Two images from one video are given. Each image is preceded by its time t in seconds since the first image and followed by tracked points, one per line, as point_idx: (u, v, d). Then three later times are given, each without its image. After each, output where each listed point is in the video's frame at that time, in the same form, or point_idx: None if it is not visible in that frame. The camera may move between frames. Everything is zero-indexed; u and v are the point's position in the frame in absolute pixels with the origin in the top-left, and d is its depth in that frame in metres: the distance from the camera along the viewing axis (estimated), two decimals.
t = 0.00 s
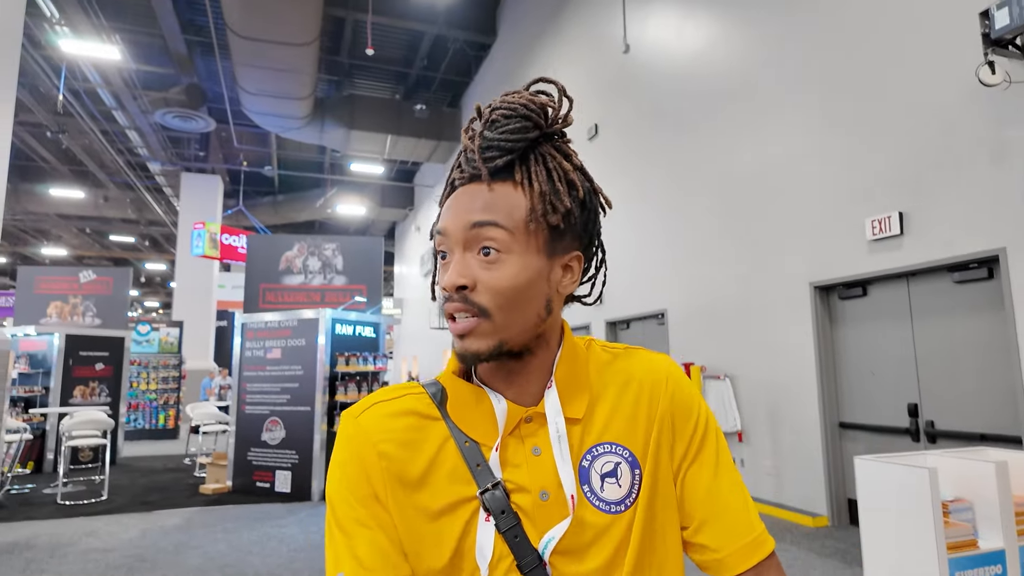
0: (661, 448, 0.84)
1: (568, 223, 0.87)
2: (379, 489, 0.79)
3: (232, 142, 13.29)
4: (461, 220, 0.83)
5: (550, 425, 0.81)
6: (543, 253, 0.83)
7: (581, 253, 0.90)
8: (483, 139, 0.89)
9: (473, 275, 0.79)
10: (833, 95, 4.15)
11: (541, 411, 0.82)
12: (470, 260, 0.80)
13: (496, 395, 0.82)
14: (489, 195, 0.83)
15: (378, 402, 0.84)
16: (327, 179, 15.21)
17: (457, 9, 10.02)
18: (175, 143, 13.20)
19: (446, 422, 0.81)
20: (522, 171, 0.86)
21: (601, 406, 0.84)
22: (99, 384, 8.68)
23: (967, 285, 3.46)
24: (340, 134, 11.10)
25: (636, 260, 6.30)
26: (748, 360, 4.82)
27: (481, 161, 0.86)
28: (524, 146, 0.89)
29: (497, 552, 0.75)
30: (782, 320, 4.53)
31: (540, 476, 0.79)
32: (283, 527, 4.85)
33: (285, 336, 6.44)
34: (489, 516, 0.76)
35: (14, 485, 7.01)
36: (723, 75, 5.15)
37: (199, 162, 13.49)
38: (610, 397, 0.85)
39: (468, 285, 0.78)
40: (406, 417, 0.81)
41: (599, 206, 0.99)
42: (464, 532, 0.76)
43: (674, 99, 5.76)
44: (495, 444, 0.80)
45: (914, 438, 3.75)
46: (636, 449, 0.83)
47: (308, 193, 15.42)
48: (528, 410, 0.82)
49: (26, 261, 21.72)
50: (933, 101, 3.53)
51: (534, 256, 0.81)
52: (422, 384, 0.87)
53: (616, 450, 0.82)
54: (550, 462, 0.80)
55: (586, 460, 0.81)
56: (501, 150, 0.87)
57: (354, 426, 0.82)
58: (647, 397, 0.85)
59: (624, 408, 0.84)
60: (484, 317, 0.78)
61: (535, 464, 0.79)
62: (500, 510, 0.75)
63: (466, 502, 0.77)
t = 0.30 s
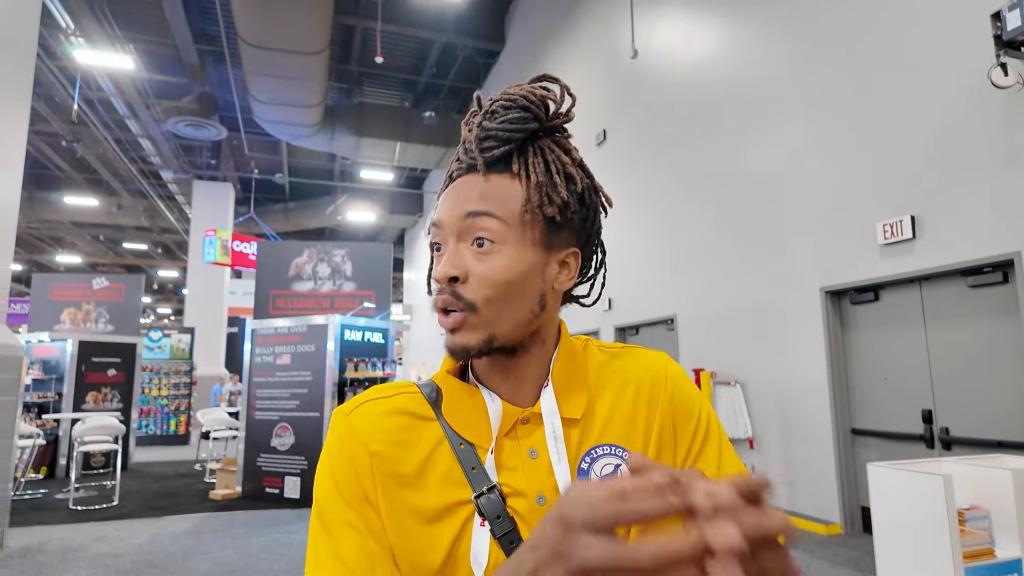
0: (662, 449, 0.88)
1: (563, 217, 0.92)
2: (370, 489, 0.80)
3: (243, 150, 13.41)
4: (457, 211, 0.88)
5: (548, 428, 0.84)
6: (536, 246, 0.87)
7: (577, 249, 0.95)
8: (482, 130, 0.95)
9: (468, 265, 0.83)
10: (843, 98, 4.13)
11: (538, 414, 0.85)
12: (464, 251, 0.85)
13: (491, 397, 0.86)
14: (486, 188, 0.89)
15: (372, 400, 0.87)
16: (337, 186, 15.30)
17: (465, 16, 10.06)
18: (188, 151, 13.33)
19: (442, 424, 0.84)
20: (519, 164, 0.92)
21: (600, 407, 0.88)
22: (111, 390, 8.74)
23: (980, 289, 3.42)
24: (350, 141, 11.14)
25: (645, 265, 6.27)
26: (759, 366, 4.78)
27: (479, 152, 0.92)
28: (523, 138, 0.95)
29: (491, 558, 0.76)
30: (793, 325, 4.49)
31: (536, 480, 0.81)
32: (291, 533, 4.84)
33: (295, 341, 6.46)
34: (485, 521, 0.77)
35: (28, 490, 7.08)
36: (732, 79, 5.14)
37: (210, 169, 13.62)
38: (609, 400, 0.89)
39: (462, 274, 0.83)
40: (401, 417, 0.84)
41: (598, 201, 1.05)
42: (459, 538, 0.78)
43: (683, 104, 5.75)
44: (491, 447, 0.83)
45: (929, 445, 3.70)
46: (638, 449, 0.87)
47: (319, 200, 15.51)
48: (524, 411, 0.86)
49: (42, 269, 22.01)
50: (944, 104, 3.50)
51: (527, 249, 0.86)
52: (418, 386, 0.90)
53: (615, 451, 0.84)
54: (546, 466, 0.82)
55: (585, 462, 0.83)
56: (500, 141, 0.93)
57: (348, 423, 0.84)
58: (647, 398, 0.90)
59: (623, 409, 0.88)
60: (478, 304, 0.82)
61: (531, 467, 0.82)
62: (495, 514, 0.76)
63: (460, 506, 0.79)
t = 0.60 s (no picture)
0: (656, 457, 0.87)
1: (559, 216, 0.92)
2: (370, 490, 0.82)
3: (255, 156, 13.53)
4: (452, 211, 0.88)
5: (546, 431, 0.85)
6: (531, 245, 0.87)
7: (574, 248, 0.95)
8: (476, 131, 0.95)
9: (463, 266, 0.84)
10: (852, 100, 4.11)
11: (537, 417, 0.86)
12: (460, 252, 0.85)
13: (489, 400, 0.86)
14: (481, 188, 0.89)
15: (372, 397, 0.88)
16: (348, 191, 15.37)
17: (474, 22, 10.09)
18: (200, 157, 13.47)
19: (440, 425, 0.85)
20: (513, 162, 0.92)
21: (599, 412, 0.88)
22: (124, 394, 8.81)
23: (995, 292, 3.37)
24: (360, 147, 11.20)
25: (655, 268, 6.25)
26: (769, 370, 4.75)
27: (473, 151, 0.92)
28: (517, 137, 0.95)
29: (489, 562, 0.77)
30: (803, 328, 4.46)
31: (535, 483, 0.81)
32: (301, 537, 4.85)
33: (305, 346, 6.49)
34: (483, 525, 0.77)
35: (42, 493, 7.15)
36: (741, 82, 5.13)
37: (222, 176, 13.74)
38: (606, 403, 0.89)
39: (458, 275, 0.83)
40: (401, 418, 0.85)
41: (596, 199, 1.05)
42: (455, 540, 0.79)
43: (691, 107, 5.74)
44: (490, 448, 0.83)
45: (943, 450, 3.65)
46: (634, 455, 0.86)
47: (329, 205, 15.59)
48: (522, 415, 0.86)
49: (58, 275, 22.29)
50: (955, 106, 3.47)
51: (523, 249, 0.86)
52: (419, 385, 0.91)
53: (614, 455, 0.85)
54: (544, 469, 0.82)
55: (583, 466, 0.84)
56: (494, 140, 0.93)
57: (347, 422, 0.86)
58: (642, 403, 0.89)
59: (621, 414, 0.88)
60: (475, 305, 0.82)
61: (528, 471, 0.82)
62: (493, 518, 0.77)
63: (459, 509, 0.80)
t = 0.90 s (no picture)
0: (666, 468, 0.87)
1: (565, 205, 0.93)
2: (373, 494, 0.84)
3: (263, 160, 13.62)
4: (462, 202, 0.89)
5: (551, 431, 0.85)
6: (542, 233, 0.88)
7: (579, 238, 0.96)
8: (478, 126, 0.98)
9: (476, 256, 0.84)
10: (860, 102, 4.09)
11: (540, 417, 0.86)
12: (471, 241, 0.86)
13: (491, 399, 0.87)
14: (487, 179, 0.90)
15: (375, 400, 0.89)
16: (356, 195, 15.41)
17: (482, 25, 10.11)
18: (209, 162, 13.58)
19: (442, 426, 0.86)
20: (518, 155, 0.94)
21: (607, 418, 0.87)
22: (134, 397, 8.86)
23: (1006, 294, 3.34)
24: (368, 151, 11.24)
25: (662, 271, 6.24)
26: (778, 373, 4.72)
27: (478, 144, 0.94)
28: (519, 131, 0.98)
29: (490, 562, 0.79)
30: (812, 331, 4.44)
31: (537, 485, 0.82)
32: (308, 540, 4.86)
33: (313, 349, 6.53)
34: (484, 526, 0.80)
35: (53, 495, 7.20)
36: (748, 84, 5.11)
37: (231, 180, 13.82)
38: (613, 408, 0.88)
39: (473, 264, 0.84)
40: (404, 418, 0.86)
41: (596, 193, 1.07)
42: (458, 542, 0.81)
43: (698, 110, 5.72)
44: (491, 448, 0.85)
45: (954, 454, 3.61)
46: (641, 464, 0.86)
47: (337, 209, 15.64)
48: (526, 416, 0.86)
49: (69, 279, 22.47)
50: (965, 106, 3.45)
51: (534, 237, 0.87)
52: (423, 385, 0.92)
53: (623, 462, 0.85)
54: (546, 470, 0.83)
55: (590, 471, 0.84)
56: (499, 135, 0.95)
57: (350, 424, 0.87)
58: (652, 412, 0.89)
59: (629, 420, 0.87)
60: (491, 295, 0.83)
61: (531, 473, 0.83)
62: (495, 520, 0.79)
63: (461, 510, 0.82)
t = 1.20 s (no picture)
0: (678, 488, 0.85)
1: (554, 200, 0.99)
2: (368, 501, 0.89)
3: (271, 163, 13.69)
4: (449, 196, 0.98)
5: (544, 433, 0.87)
6: (523, 226, 0.94)
7: (572, 235, 1.01)
8: (478, 125, 1.05)
9: (456, 246, 0.92)
10: (868, 102, 4.07)
11: (535, 421, 0.89)
12: (454, 232, 0.94)
13: (482, 400, 0.92)
14: (475, 175, 0.98)
15: (375, 410, 0.95)
16: (363, 197, 15.44)
17: (488, 27, 10.11)
18: (218, 165, 13.66)
19: (439, 432, 0.90)
20: (511, 152, 1.01)
21: (616, 430, 0.88)
22: (143, 398, 8.91)
23: (1017, 295, 3.31)
24: (374, 153, 11.28)
25: (668, 272, 6.23)
26: (785, 374, 4.70)
27: (474, 142, 1.03)
28: (515, 128, 1.05)
29: (483, 569, 0.80)
30: (819, 332, 4.42)
31: (531, 491, 0.84)
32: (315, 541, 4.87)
33: (320, 350, 6.55)
34: (478, 533, 0.81)
35: (62, 496, 7.25)
36: (755, 85, 5.10)
37: (239, 182, 13.88)
38: (614, 418, 0.89)
39: (452, 253, 0.92)
40: (399, 424, 0.92)
41: (598, 191, 1.11)
42: (451, 545, 0.83)
43: (704, 110, 5.71)
44: (485, 452, 0.88)
45: (965, 456, 3.58)
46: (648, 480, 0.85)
47: (344, 211, 15.66)
48: (522, 417, 0.90)
49: (79, 280, 22.60)
50: (975, 106, 3.42)
51: (513, 228, 0.93)
52: (424, 393, 0.97)
53: (626, 476, 0.85)
54: (540, 476, 0.85)
55: (593, 483, 0.84)
56: (496, 132, 1.03)
57: (349, 433, 0.93)
58: (660, 428, 0.88)
59: (631, 431, 0.88)
60: (466, 280, 0.89)
61: (525, 480, 0.85)
62: (488, 526, 0.80)
63: (455, 516, 0.84)
